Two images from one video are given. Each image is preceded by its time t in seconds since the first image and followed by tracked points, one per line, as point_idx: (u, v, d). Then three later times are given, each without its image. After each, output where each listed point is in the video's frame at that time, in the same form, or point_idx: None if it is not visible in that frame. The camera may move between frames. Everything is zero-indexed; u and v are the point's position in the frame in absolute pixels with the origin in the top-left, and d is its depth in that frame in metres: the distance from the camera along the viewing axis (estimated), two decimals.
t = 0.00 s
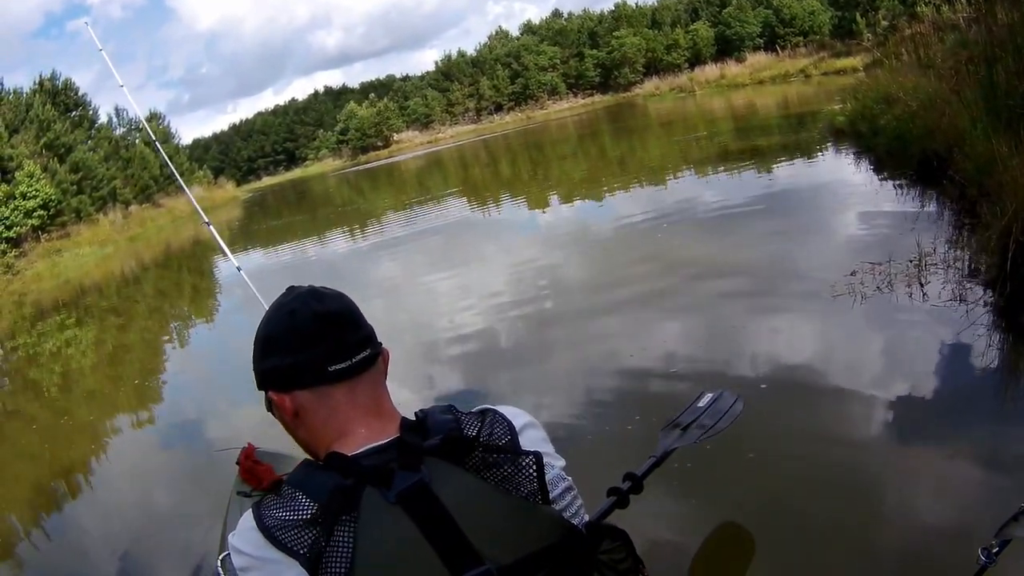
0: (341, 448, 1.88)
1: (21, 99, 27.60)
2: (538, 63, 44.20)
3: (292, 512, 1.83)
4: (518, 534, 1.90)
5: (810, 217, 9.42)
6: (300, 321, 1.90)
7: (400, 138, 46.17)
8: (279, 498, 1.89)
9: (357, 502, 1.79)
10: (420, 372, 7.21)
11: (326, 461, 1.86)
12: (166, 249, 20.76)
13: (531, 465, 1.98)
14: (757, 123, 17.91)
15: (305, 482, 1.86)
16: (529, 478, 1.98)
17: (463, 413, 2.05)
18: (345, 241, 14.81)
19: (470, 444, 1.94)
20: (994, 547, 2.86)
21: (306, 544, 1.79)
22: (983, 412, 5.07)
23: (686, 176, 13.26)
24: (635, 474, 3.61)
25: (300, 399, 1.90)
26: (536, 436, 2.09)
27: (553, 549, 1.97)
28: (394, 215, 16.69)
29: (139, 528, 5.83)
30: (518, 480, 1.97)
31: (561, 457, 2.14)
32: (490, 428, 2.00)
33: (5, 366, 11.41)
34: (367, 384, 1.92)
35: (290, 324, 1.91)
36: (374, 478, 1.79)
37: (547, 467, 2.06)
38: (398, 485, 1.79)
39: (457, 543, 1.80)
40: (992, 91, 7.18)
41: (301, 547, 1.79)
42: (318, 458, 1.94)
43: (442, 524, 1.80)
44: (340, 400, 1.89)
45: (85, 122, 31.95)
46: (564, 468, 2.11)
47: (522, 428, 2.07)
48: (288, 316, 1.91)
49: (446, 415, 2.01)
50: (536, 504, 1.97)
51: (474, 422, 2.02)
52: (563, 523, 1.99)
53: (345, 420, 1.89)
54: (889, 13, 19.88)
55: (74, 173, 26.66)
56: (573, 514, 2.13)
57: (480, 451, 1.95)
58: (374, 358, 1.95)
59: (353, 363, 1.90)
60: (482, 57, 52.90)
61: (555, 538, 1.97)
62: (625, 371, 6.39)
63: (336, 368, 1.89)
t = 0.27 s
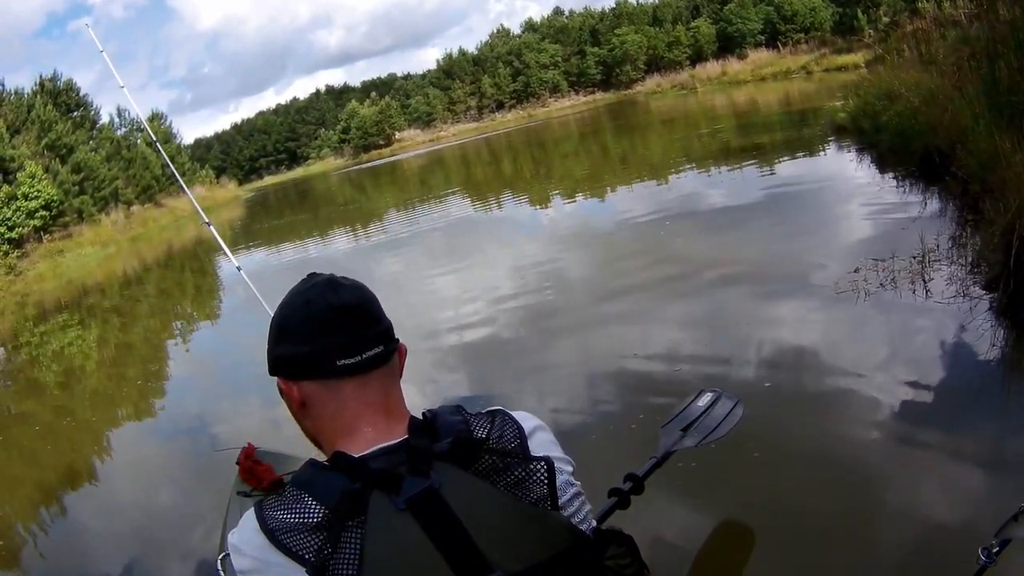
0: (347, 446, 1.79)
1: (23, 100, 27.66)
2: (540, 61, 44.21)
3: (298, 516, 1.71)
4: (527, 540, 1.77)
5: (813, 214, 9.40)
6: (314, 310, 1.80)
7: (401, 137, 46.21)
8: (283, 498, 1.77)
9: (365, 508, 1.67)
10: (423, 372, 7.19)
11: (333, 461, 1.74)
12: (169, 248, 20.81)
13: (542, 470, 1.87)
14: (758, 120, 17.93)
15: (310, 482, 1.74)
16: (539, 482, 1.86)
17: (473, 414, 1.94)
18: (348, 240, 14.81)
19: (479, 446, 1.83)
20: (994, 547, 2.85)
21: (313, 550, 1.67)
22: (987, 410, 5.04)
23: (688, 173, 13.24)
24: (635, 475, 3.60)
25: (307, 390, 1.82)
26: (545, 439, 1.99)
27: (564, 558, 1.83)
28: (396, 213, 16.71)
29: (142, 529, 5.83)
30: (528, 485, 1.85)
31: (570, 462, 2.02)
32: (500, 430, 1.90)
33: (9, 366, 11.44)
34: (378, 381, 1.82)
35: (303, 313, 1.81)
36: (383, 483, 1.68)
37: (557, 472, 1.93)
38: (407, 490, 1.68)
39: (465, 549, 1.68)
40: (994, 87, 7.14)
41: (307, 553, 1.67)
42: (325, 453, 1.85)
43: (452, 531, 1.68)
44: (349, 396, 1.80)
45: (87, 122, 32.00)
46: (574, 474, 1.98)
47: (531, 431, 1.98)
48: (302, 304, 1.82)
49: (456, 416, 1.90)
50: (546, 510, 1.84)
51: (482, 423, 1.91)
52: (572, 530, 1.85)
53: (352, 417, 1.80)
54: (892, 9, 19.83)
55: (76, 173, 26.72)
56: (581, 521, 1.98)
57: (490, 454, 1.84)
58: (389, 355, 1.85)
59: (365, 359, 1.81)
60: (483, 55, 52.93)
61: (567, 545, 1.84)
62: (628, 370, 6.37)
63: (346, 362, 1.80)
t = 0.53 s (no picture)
0: (352, 443, 1.79)
1: (24, 101, 27.67)
2: (542, 59, 44.20)
3: (304, 515, 1.71)
4: (529, 541, 1.76)
5: (816, 211, 9.39)
6: (328, 304, 1.79)
7: (403, 136, 46.19)
8: (288, 497, 1.76)
9: (371, 508, 1.66)
10: (426, 371, 7.19)
11: (338, 459, 1.74)
12: (171, 248, 20.82)
13: (547, 472, 1.86)
14: (761, 117, 17.90)
15: (315, 481, 1.74)
16: (544, 483, 1.86)
17: (479, 412, 1.92)
18: (350, 239, 14.80)
19: (484, 446, 1.82)
20: (994, 547, 2.85)
21: (318, 549, 1.67)
22: (991, 406, 5.04)
23: (691, 171, 13.22)
24: (636, 474, 3.60)
25: (315, 384, 1.82)
26: (551, 439, 1.97)
27: (571, 557, 1.83)
28: (399, 212, 16.71)
29: (146, 528, 5.84)
30: (533, 486, 1.85)
31: (575, 463, 2.02)
32: (506, 430, 1.88)
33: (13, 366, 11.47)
34: (386, 379, 1.82)
35: (315, 307, 1.81)
36: (389, 483, 1.66)
37: (563, 473, 1.93)
38: (412, 490, 1.66)
39: (469, 549, 1.67)
40: (996, 83, 7.10)
41: (312, 552, 1.67)
42: (332, 449, 1.85)
43: (458, 532, 1.67)
44: (356, 393, 1.80)
45: (89, 122, 32.00)
46: (578, 475, 1.98)
47: (538, 431, 1.96)
48: (314, 298, 1.81)
49: (462, 415, 1.87)
50: (551, 511, 1.84)
51: (489, 422, 1.89)
52: (576, 530, 1.85)
53: (359, 414, 1.79)
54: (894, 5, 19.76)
55: (78, 173, 26.73)
56: (585, 520, 1.98)
57: (494, 454, 1.83)
58: (399, 352, 1.84)
59: (374, 356, 1.80)
60: (485, 54, 52.88)
61: (572, 545, 1.83)
62: (630, 369, 6.36)
63: (354, 359, 1.79)
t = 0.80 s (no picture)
0: (346, 447, 1.79)
1: (24, 100, 27.65)
2: (542, 54, 44.13)
3: (299, 522, 1.71)
4: (525, 541, 1.76)
5: (818, 205, 9.37)
6: (322, 308, 1.80)
7: (404, 132, 46.17)
8: (283, 505, 1.77)
9: (366, 512, 1.67)
10: (428, 368, 7.19)
11: (332, 465, 1.75)
12: (173, 246, 20.82)
13: (543, 472, 1.86)
14: (762, 110, 17.85)
15: (310, 488, 1.74)
16: (540, 484, 1.85)
17: (474, 415, 1.92)
18: (352, 236, 14.80)
19: (479, 449, 1.82)
20: (994, 547, 2.85)
21: (313, 555, 1.67)
22: (993, 400, 5.03)
23: (692, 165, 13.20)
24: (636, 471, 3.59)
25: (309, 388, 1.82)
26: (548, 439, 1.97)
27: (567, 559, 1.83)
28: (400, 208, 16.69)
29: (150, 527, 5.85)
30: (530, 488, 1.85)
31: (572, 463, 2.01)
32: (501, 432, 1.89)
33: (16, 365, 11.49)
34: (380, 383, 1.82)
35: (309, 310, 1.81)
36: (384, 487, 1.67)
37: (558, 473, 1.93)
38: (406, 495, 1.66)
39: (462, 554, 1.67)
40: (997, 76, 7.04)
41: (308, 558, 1.67)
42: (327, 453, 1.86)
43: (453, 535, 1.67)
44: (349, 397, 1.80)
45: (89, 121, 31.99)
46: (575, 474, 1.98)
47: (534, 431, 1.96)
48: (308, 301, 1.82)
49: (457, 416, 1.88)
50: (548, 512, 1.84)
51: (483, 424, 1.90)
52: (573, 530, 1.85)
53: (352, 418, 1.80)
54: None
55: (79, 173, 26.73)
56: (582, 520, 1.99)
57: (490, 457, 1.83)
58: (393, 356, 1.84)
59: (367, 359, 1.80)
60: (485, 49, 52.79)
61: (567, 548, 1.83)
62: (631, 364, 6.36)
63: (348, 362, 1.80)
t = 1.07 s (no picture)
0: (349, 447, 1.79)
1: (27, 100, 27.68)
2: (545, 56, 44.16)
3: (300, 523, 1.70)
4: (528, 543, 1.77)
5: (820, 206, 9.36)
6: (324, 308, 1.80)
7: (407, 133, 46.17)
8: (284, 505, 1.76)
9: (367, 513, 1.67)
10: (431, 368, 7.19)
11: (334, 466, 1.74)
12: (175, 246, 20.82)
13: (545, 473, 1.84)
14: (765, 112, 17.85)
15: (311, 489, 1.73)
16: (542, 485, 1.84)
17: (477, 414, 1.91)
18: (355, 236, 14.81)
19: (481, 450, 1.81)
20: (997, 547, 2.84)
21: (314, 555, 1.66)
22: (997, 402, 5.02)
23: (695, 166, 13.19)
24: (637, 472, 3.59)
25: (311, 387, 1.82)
26: (551, 438, 1.96)
27: (570, 560, 1.84)
28: (402, 209, 16.70)
29: (152, 527, 5.85)
30: (532, 489, 1.84)
31: (575, 463, 2.00)
32: (504, 432, 1.87)
33: (18, 365, 11.50)
34: (383, 382, 1.81)
35: (310, 311, 1.81)
36: (386, 487, 1.67)
37: (561, 475, 1.92)
38: (408, 496, 1.66)
39: (464, 554, 1.68)
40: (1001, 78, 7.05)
41: (309, 560, 1.66)
42: (330, 453, 1.85)
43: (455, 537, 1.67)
44: (351, 396, 1.79)
45: (92, 121, 32.01)
46: (577, 475, 1.97)
47: (536, 431, 1.94)
48: (309, 301, 1.82)
49: (459, 416, 1.87)
50: (550, 514, 1.84)
51: (486, 424, 1.89)
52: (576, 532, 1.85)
53: (355, 418, 1.79)
54: None
55: (82, 173, 26.75)
56: (586, 521, 1.98)
57: (492, 458, 1.82)
58: (396, 355, 1.84)
59: (369, 359, 1.80)
60: (488, 50, 52.83)
61: (569, 548, 1.84)
62: (635, 365, 6.37)
63: (350, 362, 1.79)
